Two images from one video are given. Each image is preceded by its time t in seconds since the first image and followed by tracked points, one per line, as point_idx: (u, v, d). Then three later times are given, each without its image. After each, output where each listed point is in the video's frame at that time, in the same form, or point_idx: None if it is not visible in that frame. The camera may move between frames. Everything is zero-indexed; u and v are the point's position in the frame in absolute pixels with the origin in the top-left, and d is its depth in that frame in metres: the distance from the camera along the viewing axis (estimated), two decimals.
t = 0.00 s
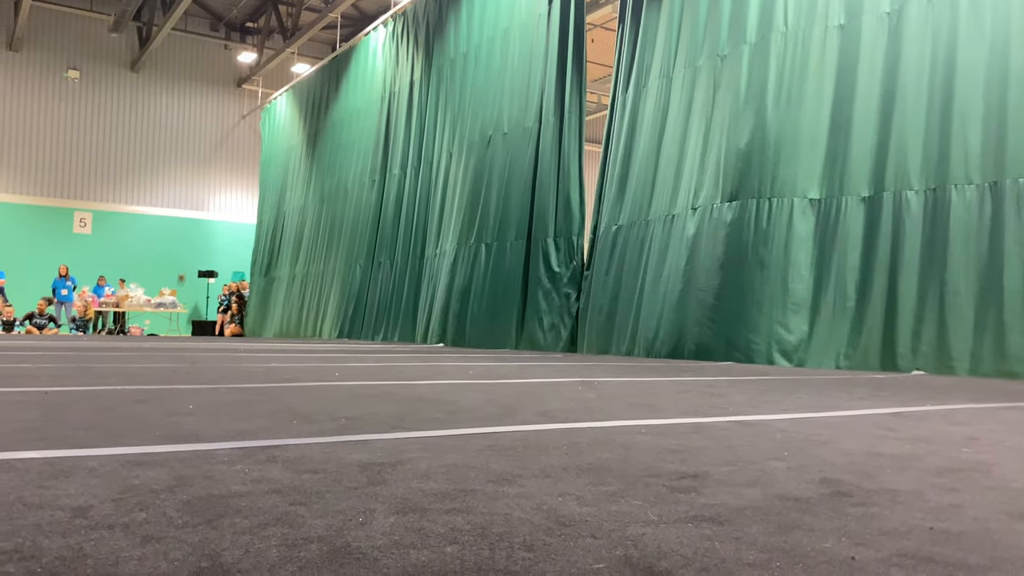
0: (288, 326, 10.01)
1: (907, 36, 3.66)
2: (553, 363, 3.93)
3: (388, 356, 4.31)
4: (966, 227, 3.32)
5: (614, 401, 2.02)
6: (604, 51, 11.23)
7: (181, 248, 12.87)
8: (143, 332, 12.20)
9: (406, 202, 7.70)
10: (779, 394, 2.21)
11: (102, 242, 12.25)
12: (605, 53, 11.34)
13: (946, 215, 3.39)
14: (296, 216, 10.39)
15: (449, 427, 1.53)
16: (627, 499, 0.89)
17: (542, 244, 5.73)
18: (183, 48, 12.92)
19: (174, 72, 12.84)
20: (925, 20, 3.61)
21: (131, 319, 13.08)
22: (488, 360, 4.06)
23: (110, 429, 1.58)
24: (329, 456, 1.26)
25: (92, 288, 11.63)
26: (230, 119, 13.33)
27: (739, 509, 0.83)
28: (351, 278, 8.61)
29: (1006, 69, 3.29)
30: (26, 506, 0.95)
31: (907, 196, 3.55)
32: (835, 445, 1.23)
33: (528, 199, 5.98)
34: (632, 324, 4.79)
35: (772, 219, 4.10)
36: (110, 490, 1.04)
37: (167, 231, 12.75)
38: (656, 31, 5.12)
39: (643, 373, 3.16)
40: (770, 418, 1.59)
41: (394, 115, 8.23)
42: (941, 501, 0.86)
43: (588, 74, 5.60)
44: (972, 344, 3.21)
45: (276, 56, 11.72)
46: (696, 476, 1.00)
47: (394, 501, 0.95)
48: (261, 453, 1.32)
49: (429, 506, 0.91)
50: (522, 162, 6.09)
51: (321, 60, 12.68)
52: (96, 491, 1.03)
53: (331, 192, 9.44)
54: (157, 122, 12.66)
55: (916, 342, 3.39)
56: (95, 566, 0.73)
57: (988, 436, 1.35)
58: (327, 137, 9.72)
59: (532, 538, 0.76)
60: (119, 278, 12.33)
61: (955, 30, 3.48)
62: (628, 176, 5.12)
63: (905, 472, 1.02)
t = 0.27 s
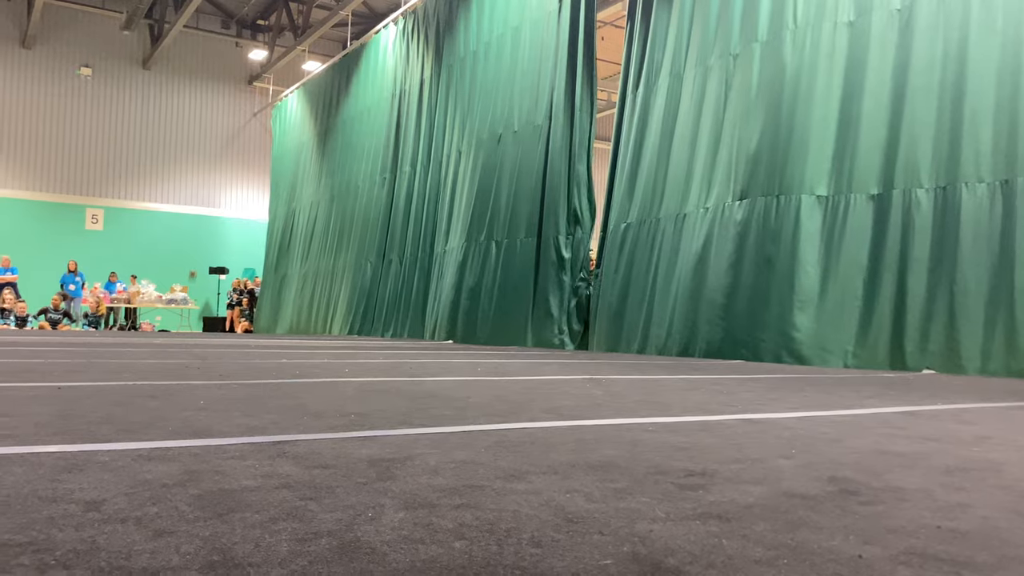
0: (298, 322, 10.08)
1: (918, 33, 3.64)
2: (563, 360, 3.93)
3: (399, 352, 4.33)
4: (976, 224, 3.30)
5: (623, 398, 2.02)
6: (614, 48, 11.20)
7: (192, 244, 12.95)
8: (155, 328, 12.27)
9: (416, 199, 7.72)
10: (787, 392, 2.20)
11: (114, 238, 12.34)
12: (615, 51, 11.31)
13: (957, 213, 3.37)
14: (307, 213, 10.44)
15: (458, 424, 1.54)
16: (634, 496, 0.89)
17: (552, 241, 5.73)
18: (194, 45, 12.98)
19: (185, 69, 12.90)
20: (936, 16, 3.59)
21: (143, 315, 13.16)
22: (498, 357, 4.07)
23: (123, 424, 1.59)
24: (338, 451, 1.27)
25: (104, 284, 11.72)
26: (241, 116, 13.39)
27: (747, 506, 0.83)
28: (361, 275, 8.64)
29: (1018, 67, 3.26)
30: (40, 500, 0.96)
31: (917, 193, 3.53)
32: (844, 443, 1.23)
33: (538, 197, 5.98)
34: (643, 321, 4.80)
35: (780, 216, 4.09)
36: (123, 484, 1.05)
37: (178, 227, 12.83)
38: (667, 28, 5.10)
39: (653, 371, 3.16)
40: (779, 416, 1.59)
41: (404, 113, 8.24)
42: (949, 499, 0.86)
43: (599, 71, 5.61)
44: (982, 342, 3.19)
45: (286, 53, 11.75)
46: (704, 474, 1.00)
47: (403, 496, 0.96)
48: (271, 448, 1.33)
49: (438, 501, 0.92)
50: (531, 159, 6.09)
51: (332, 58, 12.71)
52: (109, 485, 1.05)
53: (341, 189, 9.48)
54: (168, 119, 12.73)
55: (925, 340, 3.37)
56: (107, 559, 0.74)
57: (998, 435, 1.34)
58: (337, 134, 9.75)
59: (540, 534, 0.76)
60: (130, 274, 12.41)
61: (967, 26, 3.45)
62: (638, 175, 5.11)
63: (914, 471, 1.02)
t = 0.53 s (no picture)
0: (308, 322, 10.12)
1: (929, 33, 3.61)
2: (573, 361, 3.92)
3: (409, 352, 4.34)
4: (989, 225, 3.27)
5: (631, 399, 2.01)
6: (625, 48, 11.18)
7: (203, 244, 13.01)
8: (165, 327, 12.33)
9: (425, 199, 7.73)
10: (798, 394, 2.19)
11: (125, 238, 12.41)
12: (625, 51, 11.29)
13: (968, 214, 3.35)
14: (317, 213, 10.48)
15: (466, 424, 1.54)
16: (642, 497, 0.89)
17: (564, 243, 5.73)
18: (205, 46, 13.05)
19: (197, 70, 12.97)
20: (948, 16, 3.56)
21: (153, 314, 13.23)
22: (508, 357, 4.07)
23: (133, 423, 1.60)
24: (347, 450, 1.28)
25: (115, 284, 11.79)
26: (252, 117, 13.46)
27: (755, 508, 0.82)
28: (371, 275, 8.65)
29: None
30: (50, 497, 0.97)
31: (928, 194, 3.51)
32: (853, 445, 1.22)
33: (549, 197, 5.97)
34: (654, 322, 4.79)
35: (790, 215, 4.07)
36: (132, 482, 1.06)
37: (189, 227, 12.89)
38: (677, 29, 5.09)
39: (662, 372, 3.16)
40: (789, 418, 1.58)
41: (414, 113, 8.25)
42: (960, 502, 0.85)
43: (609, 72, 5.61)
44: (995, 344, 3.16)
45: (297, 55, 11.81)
46: (713, 475, 1.00)
47: (411, 496, 0.96)
48: (280, 448, 1.33)
49: (446, 501, 0.92)
50: (542, 160, 6.09)
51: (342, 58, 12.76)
52: (119, 483, 1.05)
53: (351, 189, 9.50)
54: (179, 119, 12.80)
55: (936, 342, 3.35)
56: (117, 556, 0.75)
57: (1010, 438, 1.33)
58: (347, 135, 9.78)
59: (548, 534, 0.76)
60: (141, 273, 12.48)
61: (979, 26, 3.43)
62: (648, 175, 5.09)
63: (924, 473, 1.01)
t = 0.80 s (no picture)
0: (317, 324, 10.15)
1: (938, 35, 3.60)
2: (582, 364, 3.92)
3: (418, 354, 4.34)
4: (999, 228, 3.25)
5: (639, 402, 2.01)
6: (635, 51, 11.17)
7: (213, 246, 13.08)
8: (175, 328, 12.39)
9: (434, 202, 7.74)
10: (807, 398, 2.18)
11: (136, 240, 12.48)
12: (634, 53, 11.28)
13: (978, 217, 3.33)
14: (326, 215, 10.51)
15: (474, 426, 1.54)
16: (650, 500, 0.89)
17: (574, 245, 5.72)
18: (216, 49, 13.13)
19: (208, 72, 13.05)
20: (958, 18, 3.55)
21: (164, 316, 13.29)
22: (517, 359, 4.07)
23: (142, 423, 1.61)
24: (354, 452, 1.28)
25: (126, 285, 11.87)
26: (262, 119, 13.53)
27: (763, 512, 0.82)
28: (380, 278, 8.67)
29: None
30: (59, 497, 0.97)
31: (937, 197, 3.49)
32: (862, 449, 1.22)
33: (559, 200, 5.96)
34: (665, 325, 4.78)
35: (799, 218, 4.05)
36: (141, 482, 1.07)
37: (200, 229, 12.96)
38: (686, 32, 5.08)
39: (671, 375, 3.15)
40: (797, 422, 1.57)
41: (423, 116, 8.26)
42: (969, 507, 0.84)
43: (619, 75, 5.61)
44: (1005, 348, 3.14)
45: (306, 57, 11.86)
46: (721, 479, 0.99)
47: (418, 497, 0.96)
48: (288, 449, 1.34)
49: (453, 503, 0.92)
50: (551, 162, 6.09)
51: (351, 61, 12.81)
52: (128, 483, 1.06)
53: (360, 191, 9.53)
54: (189, 121, 12.87)
55: (945, 345, 3.34)
56: (125, 556, 0.75)
57: (1020, 443, 1.32)
58: (357, 137, 9.81)
59: (554, 537, 0.76)
60: (151, 275, 12.55)
61: (989, 28, 3.41)
62: (658, 178, 5.08)
63: (934, 478, 1.00)
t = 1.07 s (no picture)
0: (326, 327, 10.18)
1: (948, 37, 3.58)
2: (591, 367, 3.91)
3: (427, 357, 4.35)
4: (1008, 232, 3.23)
5: (647, 406, 2.01)
6: (643, 55, 11.16)
7: (222, 248, 13.14)
8: (185, 330, 12.44)
9: (443, 205, 7.75)
10: (815, 402, 2.17)
11: (146, 242, 12.55)
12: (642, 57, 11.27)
13: (987, 222, 3.31)
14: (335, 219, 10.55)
15: (481, 430, 1.54)
16: (656, 505, 0.88)
17: (583, 249, 5.71)
18: (226, 52, 13.21)
19: (218, 76, 13.12)
20: (967, 21, 3.53)
21: (173, 318, 13.35)
22: (526, 362, 4.07)
23: (150, 425, 1.62)
24: (362, 456, 1.28)
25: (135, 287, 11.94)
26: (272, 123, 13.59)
27: (770, 518, 0.82)
28: (389, 282, 8.68)
29: None
30: (67, 500, 0.98)
31: (946, 201, 3.47)
32: (871, 455, 1.21)
33: (568, 204, 5.95)
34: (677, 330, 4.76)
35: (809, 223, 4.04)
36: (148, 485, 1.07)
37: (209, 232, 13.02)
38: (696, 35, 5.08)
39: (679, 378, 3.14)
40: (806, 427, 1.56)
41: (432, 120, 8.28)
42: (978, 514, 0.84)
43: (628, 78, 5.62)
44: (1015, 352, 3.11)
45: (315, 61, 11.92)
46: (727, 484, 0.99)
47: (424, 501, 0.96)
48: (296, 452, 1.34)
49: (459, 507, 0.92)
50: (560, 165, 6.09)
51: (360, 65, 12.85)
52: (136, 485, 1.07)
53: (369, 194, 9.56)
54: (199, 124, 12.94)
55: (955, 350, 3.32)
56: (132, 559, 0.75)
57: None
58: (365, 141, 9.83)
59: (560, 542, 0.76)
60: (160, 277, 12.62)
61: (999, 31, 3.39)
62: (667, 182, 5.07)
63: (943, 484, 0.99)
